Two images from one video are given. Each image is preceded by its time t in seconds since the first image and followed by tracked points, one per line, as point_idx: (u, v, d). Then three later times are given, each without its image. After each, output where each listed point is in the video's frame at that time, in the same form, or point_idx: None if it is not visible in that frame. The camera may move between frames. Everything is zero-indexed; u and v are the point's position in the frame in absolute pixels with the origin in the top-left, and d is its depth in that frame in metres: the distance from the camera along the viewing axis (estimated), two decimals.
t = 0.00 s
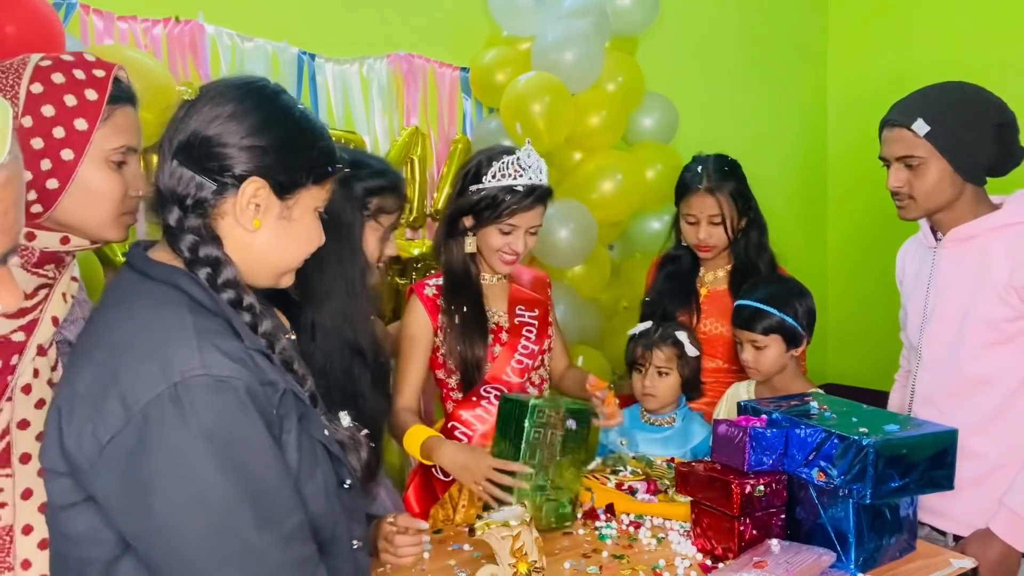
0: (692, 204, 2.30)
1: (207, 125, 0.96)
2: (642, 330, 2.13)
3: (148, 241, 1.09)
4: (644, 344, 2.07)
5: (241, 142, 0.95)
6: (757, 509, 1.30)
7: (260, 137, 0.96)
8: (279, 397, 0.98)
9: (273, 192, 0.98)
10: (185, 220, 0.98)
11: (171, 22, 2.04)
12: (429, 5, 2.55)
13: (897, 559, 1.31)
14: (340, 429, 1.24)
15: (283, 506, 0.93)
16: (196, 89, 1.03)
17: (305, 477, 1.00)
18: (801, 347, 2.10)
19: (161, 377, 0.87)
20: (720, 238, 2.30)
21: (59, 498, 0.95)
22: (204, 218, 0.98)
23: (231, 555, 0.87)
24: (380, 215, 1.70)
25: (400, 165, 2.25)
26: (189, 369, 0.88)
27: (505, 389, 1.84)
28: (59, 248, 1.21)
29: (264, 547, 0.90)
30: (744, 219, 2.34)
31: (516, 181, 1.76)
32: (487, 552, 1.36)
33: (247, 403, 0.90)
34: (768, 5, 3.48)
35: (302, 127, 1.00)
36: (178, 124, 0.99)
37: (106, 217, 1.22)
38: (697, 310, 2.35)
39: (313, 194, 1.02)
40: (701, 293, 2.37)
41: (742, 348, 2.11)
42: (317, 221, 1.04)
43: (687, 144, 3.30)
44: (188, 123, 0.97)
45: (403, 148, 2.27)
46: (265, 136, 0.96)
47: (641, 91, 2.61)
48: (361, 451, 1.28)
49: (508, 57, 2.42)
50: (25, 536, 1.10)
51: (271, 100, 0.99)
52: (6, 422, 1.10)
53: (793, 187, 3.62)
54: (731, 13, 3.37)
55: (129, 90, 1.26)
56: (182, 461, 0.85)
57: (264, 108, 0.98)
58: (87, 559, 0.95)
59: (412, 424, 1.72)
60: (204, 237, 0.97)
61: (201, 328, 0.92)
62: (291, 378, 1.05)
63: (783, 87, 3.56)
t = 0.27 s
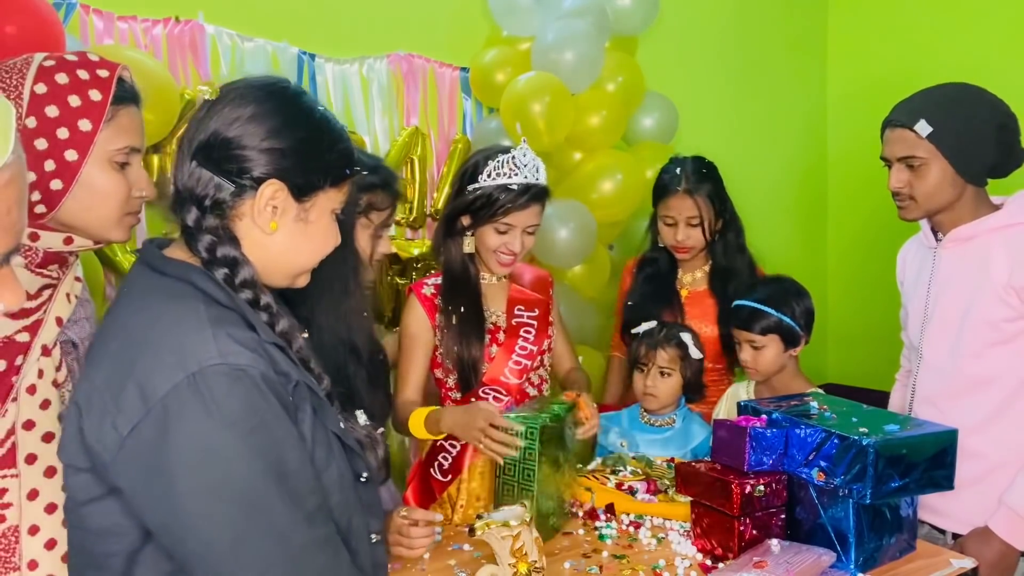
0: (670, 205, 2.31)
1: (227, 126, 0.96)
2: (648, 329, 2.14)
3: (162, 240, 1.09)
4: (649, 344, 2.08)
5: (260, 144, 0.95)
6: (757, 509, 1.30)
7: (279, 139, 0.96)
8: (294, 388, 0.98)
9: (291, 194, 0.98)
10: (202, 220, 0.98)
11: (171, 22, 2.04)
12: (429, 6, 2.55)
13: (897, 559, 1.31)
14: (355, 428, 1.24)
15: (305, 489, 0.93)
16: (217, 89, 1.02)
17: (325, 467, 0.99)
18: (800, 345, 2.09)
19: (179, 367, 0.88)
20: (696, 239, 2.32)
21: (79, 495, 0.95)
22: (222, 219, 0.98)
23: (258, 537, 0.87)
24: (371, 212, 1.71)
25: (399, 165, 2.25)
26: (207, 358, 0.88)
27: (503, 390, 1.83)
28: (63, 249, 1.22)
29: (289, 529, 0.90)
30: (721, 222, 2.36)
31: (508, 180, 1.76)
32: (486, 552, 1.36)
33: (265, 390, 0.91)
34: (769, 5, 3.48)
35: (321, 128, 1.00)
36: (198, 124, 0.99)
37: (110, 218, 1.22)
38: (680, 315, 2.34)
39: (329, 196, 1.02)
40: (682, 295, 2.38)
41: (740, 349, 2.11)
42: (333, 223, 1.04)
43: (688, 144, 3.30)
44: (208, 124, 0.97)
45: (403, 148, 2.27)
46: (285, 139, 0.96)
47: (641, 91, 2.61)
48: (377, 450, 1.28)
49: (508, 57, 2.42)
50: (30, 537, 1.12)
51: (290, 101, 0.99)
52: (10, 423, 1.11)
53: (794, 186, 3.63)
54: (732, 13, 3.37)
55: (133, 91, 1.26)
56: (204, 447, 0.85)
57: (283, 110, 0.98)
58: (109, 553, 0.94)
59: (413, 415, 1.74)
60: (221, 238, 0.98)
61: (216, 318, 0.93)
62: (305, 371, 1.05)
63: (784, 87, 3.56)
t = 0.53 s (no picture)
0: (641, 205, 2.29)
1: (243, 129, 0.96)
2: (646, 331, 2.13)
3: (170, 240, 1.09)
4: (648, 345, 2.07)
5: (275, 148, 0.95)
6: (757, 509, 1.30)
7: (294, 144, 0.96)
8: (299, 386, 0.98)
9: (304, 198, 0.98)
10: (215, 222, 0.98)
11: (171, 22, 2.04)
12: (429, 6, 2.55)
13: (896, 559, 1.31)
14: (364, 429, 1.24)
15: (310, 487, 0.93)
16: (232, 91, 1.02)
17: (329, 465, 0.99)
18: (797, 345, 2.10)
19: (184, 363, 0.88)
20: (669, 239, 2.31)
21: (86, 491, 0.95)
22: (235, 221, 0.98)
23: (263, 533, 0.87)
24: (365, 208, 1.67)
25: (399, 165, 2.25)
26: (213, 355, 0.89)
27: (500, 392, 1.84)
28: (60, 247, 1.22)
29: (295, 525, 0.90)
30: (687, 220, 2.36)
31: (501, 184, 1.75)
32: (486, 552, 1.36)
33: (271, 387, 0.91)
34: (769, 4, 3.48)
35: (336, 133, 1.00)
36: (214, 125, 0.98)
37: (108, 216, 1.21)
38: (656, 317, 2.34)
39: (342, 201, 1.02)
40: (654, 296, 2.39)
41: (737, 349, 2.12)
42: (344, 227, 1.04)
43: (688, 144, 3.30)
44: (224, 125, 0.97)
45: (403, 148, 2.27)
46: (300, 144, 0.96)
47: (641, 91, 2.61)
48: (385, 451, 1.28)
49: (508, 57, 2.42)
50: (31, 536, 1.12)
51: (307, 106, 0.99)
52: (10, 422, 1.12)
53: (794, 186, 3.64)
54: (732, 13, 3.37)
55: (127, 88, 1.26)
56: (210, 444, 0.85)
57: (299, 114, 0.97)
58: (115, 549, 0.94)
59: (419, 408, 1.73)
60: (234, 240, 0.98)
61: (223, 316, 0.93)
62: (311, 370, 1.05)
63: (784, 87, 3.56)
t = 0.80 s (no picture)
0: (621, 209, 2.26)
1: (251, 130, 0.95)
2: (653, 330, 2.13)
3: (175, 238, 1.08)
4: (655, 345, 2.06)
5: (282, 149, 0.95)
6: (757, 509, 1.30)
7: (301, 145, 0.96)
8: (306, 382, 0.98)
9: (311, 199, 0.98)
10: (223, 222, 0.98)
11: (171, 22, 2.04)
12: (429, 6, 2.56)
13: (896, 559, 1.31)
14: (370, 428, 1.24)
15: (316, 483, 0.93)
16: (239, 92, 1.02)
17: (335, 461, 0.99)
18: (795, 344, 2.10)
19: (192, 359, 0.88)
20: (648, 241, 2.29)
21: (93, 487, 0.95)
22: (243, 221, 0.98)
23: (271, 530, 0.87)
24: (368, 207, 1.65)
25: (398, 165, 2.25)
26: (221, 351, 0.89)
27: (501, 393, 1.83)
28: (45, 244, 1.22)
29: (302, 521, 0.90)
30: (664, 224, 2.34)
31: (499, 188, 1.74)
32: (486, 552, 1.36)
33: (277, 383, 0.91)
34: (769, 4, 3.48)
35: (343, 134, 1.00)
36: (222, 126, 0.98)
37: (92, 213, 1.22)
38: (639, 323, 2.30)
39: (347, 201, 1.02)
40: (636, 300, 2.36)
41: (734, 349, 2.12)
42: (350, 227, 1.04)
43: (688, 143, 3.30)
44: (232, 127, 0.97)
45: (403, 148, 2.27)
46: (307, 145, 0.96)
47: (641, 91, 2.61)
48: (390, 449, 1.28)
49: (507, 57, 2.42)
50: (30, 533, 1.13)
51: (315, 107, 0.99)
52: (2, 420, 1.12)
53: (794, 185, 3.64)
54: (732, 12, 3.37)
55: (109, 83, 1.26)
56: (218, 439, 0.85)
57: (306, 115, 0.97)
58: (123, 546, 0.94)
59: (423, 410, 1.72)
60: (242, 240, 0.98)
61: (230, 312, 0.93)
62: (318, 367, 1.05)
63: (784, 87, 3.56)
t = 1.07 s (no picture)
0: (610, 210, 2.26)
1: (249, 132, 0.95)
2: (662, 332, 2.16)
3: (175, 239, 1.08)
4: (664, 347, 2.09)
5: (281, 151, 0.95)
6: (757, 509, 1.30)
7: (300, 147, 0.96)
8: (305, 382, 0.98)
9: (309, 200, 0.98)
10: (222, 223, 0.98)
11: (171, 22, 2.04)
12: (428, 6, 2.56)
13: (897, 559, 1.32)
14: (371, 427, 1.24)
15: (316, 482, 0.93)
16: (237, 92, 1.02)
17: (335, 460, 0.99)
18: (794, 345, 2.10)
19: (192, 360, 0.88)
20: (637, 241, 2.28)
21: (95, 488, 0.95)
22: (242, 222, 0.98)
23: (271, 529, 0.87)
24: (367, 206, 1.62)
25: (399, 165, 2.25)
26: (220, 352, 0.89)
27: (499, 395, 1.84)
28: (20, 241, 1.21)
29: (302, 521, 0.90)
30: (653, 224, 2.33)
31: (494, 192, 1.72)
32: (486, 552, 1.37)
33: (277, 384, 0.91)
34: (768, 4, 3.48)
35: (341, 135, 1.00)
36: (220, 128, 0.98)
37: (67, 208, 1.21)
38: (632, 320, 2.30)
39: (345, 201, 1.02)
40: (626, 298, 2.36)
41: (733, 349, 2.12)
42: (348, 227, 1.04)
43: (688, 143, 3.30)
44: (230, 128, 0.97)
45: (403, 148, 2.27)
46: (306, 147, 0.96)
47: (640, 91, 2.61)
48: (390, 448, 1.28)
49: (507, 57, 2.42)
50: (24, 532, 1.12)
51: (313, 108, 0.99)
52: None
53: (793, 185, 3.64)
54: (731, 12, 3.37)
55: (78, 76, 1.27)
56: (218, 439, 0.85)
57: (304, 116, 0.97)
58: (124, 546, 0.94)
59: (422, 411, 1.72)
60: (241, 241, 0.98)
61: (229, 313, 0.93)
62: (317, 367, 1.05)
63: (784, 87, 3.56)
